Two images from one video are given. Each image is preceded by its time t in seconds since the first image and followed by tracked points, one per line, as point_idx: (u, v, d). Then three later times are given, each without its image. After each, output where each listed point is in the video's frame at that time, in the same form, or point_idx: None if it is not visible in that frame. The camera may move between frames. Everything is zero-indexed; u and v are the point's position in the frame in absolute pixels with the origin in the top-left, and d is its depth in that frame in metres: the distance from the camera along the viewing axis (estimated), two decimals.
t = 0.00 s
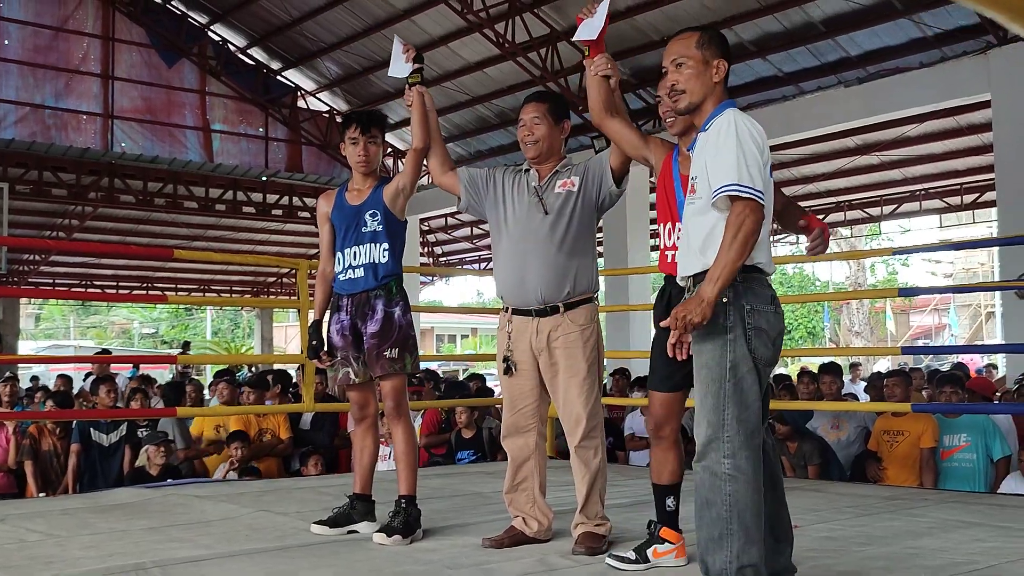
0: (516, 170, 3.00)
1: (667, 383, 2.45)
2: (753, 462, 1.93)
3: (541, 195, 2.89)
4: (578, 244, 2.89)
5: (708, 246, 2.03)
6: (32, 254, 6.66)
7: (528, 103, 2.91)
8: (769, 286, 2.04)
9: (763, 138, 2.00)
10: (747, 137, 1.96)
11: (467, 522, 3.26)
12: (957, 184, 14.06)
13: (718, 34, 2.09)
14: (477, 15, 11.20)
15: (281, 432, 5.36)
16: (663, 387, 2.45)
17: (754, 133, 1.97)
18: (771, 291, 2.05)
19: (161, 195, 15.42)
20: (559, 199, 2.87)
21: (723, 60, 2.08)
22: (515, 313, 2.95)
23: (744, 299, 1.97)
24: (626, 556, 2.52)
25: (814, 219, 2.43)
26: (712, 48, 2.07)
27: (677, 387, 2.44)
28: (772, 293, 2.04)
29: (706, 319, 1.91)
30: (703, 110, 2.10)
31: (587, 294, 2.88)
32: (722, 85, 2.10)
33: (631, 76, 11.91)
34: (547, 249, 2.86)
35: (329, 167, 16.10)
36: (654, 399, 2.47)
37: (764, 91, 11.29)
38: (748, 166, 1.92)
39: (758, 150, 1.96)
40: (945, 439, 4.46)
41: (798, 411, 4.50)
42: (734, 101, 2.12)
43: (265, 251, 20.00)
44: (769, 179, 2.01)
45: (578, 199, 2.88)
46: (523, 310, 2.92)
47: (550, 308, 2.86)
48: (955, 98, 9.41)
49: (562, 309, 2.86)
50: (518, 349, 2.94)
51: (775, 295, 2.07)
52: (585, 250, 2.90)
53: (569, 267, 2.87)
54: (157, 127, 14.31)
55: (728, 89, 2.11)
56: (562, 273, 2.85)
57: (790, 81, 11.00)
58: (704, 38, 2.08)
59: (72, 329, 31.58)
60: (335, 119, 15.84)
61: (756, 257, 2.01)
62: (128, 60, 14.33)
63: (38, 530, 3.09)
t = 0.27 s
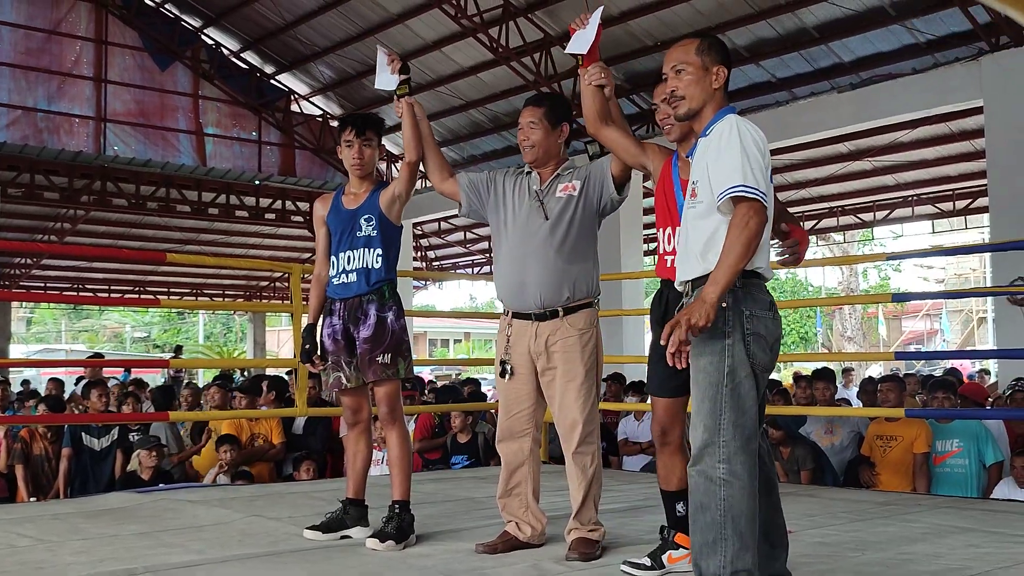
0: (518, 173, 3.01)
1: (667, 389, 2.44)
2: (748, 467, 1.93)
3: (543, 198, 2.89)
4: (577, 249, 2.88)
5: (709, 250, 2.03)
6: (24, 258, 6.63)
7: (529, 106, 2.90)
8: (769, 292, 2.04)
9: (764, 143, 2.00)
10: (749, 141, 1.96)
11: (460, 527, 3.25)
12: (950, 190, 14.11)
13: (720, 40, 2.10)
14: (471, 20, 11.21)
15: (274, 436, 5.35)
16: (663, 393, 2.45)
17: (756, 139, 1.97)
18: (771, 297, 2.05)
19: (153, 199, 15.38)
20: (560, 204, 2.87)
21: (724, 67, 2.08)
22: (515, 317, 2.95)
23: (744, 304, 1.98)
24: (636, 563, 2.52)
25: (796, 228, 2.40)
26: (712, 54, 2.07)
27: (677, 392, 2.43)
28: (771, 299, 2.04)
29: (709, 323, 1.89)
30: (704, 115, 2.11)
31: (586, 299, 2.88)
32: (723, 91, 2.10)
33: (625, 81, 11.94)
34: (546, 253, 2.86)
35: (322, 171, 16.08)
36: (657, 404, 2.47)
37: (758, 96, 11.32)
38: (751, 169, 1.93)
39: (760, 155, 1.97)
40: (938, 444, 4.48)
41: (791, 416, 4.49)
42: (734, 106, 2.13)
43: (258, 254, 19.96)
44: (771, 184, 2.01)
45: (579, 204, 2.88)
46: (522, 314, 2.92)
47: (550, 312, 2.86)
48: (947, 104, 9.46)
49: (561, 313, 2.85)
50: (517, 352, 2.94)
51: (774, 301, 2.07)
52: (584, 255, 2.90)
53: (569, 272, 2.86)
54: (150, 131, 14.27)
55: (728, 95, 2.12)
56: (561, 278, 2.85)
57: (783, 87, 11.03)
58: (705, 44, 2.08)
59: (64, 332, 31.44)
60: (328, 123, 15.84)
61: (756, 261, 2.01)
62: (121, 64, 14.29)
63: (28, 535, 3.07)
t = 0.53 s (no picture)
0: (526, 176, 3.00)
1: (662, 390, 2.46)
2: (739, 467, 1.92)
3: (550, 202, 2.89)
4: (585, 253, 2.87)
5: (705, 254, 2.03)
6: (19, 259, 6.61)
7: (537, 108, 2.88)
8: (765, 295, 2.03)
9: (758, 144, 2.00)
10: (743, 143, 1.96)
11: (456, 529, 3.24)
12: (944, 193, 14.15)
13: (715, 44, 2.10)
14: (467, 22, 11.21)
15: (269, 438, 5.34)
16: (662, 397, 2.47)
17: (751, 142, 1.98)
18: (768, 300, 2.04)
19: (149, 201, 15.36)
20: (568, 208, 2.86)
21: (719, 70, 2.08)
22: (524, 320, 2.95)
23: (740, 306, 1.97)
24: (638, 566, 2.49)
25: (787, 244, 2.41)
26: (706, 58, 2.07)
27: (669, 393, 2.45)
28: (766, 302, 2.03)
29: (698, 323, 1.87)
30: (699, 118, 2.10)
31: (594, 302, 2.87)
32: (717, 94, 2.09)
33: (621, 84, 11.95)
34: (553, 257, 2.84)
35: (317, 173, 16.07)
36: (658, 407, 2.50)
37: (754, 99, 11.33)
38: (746, 172, 1.92)
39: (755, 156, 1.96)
40: (933, 447, 4.48)
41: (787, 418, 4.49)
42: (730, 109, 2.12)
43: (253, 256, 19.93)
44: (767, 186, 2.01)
45: (586, 208, 2.87)
46: (532, 318, 2.92)
47: (558, 317, 2.86)
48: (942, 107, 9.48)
49: (569, 318, 2.85)
50: (523, 356, 2.93)
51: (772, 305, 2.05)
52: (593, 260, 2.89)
53: (578, 277, 2.85)
54: (145, 133, 14.25)
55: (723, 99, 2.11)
56: (569, 283, 2.84)
57: (778, 90, 11.05)
58: (698, 47, 2.08)
59: (58, 334, 31.33)
60: (324, 124, 15.84)
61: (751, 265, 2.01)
62: (116, 65, 14.26)
63: (22, 538, 3.05)
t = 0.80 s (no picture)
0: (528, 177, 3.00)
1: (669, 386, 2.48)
2: (689, 470, 1.91)
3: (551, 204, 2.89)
4: (588, 255, 2.88)
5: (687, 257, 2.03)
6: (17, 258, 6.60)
7: (549, 109, 2.85)
8: (746, 296, 2.01)
9: (736, 145, 2.00)
10: (722, 144, 1.97)
11: (456, 530, 3.24)
12: (943, 194, 14.16)
13: (691, 48, 2.10)
14: (466, 22, 11.21)
15: (268, 438, 5.35)
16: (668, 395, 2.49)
17: (729, 143, 1.98)
18: (750, 302, 2.01)
19: (147, 201, 15.35)
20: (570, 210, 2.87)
21: (694, 73, 2.08)
22: (527, 321, 2.94)
23: (713, 306, 1.96)
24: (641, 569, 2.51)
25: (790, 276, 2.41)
26: (679, 62, 2.08)
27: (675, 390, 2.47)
28: (745, 304, 1.99)
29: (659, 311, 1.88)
30: (679, 121, 2.10)
31: (596, 303, 2.87)
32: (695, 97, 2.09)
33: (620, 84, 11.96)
34: (556, 260, 2.85)
35: (316, 173, 16.06)
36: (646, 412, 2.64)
37: (753, 100, 11.34)
38: (726, 172, 1.93)
39: (734, 157, 1.97)
40: (932, 448, 4.48)
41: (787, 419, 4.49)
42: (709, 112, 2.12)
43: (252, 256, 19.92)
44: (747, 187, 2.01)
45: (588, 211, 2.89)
46: (534, 319, 2.92)
47: (560, 318, 2.85)
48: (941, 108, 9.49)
49: (572, 319, 2.85)
50: (528, 356, 2.92)
51: (756, 309, 2.02)
52: (594, 261, 2.89)
53: (580, 279, 2.85)
54: (144, 133, 14.24)
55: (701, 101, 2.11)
56: (571, 284, 2.84)
57: (777, 91, 11.06)
58: (674, 51, 2.09)
59: (56, 334, 31.29)
60: (322, 125, 15.81)
61: (732, 266, 2.00)
62: (115, 65, 14.25)
63: (22, 538, 3.05)
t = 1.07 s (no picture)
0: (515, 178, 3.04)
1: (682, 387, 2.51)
2: (621, 474, 1.87)
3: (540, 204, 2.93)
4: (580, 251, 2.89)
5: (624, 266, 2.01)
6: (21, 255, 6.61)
7: (528, 109, 2.87)
8: (690, 305, 1.99)
9: (669, 152, 1.98)
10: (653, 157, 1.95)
11: (459, 528, 3.24)
12: (947, 191, 14.13)
13: (620, 56, 2.11)
14: (469, 20, 11.20)
15: (273, 435, 5.36)
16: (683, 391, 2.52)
17: (660, 151, 1.97)
18: (693, 312, 1.99)
19: (150, 198, 15.36)
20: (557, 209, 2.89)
21: (622, 82, 2.09)
22: (519, 320, 2.94)
23: (653, 316, 1.95)
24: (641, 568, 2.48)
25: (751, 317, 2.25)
26: (606, 72, 2.09)
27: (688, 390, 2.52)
28: (688, 314, 1.97)
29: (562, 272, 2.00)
30: (614, 129, 2.09)
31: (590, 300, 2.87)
32: (628, 105, 2.09)
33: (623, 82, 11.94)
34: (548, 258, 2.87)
35: (320, 170, 16.05)
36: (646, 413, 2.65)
37: (756, 98, 11.32)
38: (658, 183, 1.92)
39: (663, 164, 1.95)
40: (937, 446, 4.48)
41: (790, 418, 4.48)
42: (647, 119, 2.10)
43: (255, 254, 19.93)
44: (682, 194, 1.99)
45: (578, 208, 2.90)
46: (526, 318, 2.91)
47: (552, 317, 2.86)
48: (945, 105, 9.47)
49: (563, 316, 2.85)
50: (522, 355, 2.92)
51: (702, 317, 2.00)
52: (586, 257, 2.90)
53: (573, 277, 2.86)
54: (147, 130, 14.25)
55: (636, 108, 2.10)
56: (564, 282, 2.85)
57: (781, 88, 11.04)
58: (601, 61, 2.10)
59: (59, 331, 31.36)
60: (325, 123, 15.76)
61: (673, 276, 1.99)
62: (118, 62, 14.26)
63: (26, 536, 3.05)
